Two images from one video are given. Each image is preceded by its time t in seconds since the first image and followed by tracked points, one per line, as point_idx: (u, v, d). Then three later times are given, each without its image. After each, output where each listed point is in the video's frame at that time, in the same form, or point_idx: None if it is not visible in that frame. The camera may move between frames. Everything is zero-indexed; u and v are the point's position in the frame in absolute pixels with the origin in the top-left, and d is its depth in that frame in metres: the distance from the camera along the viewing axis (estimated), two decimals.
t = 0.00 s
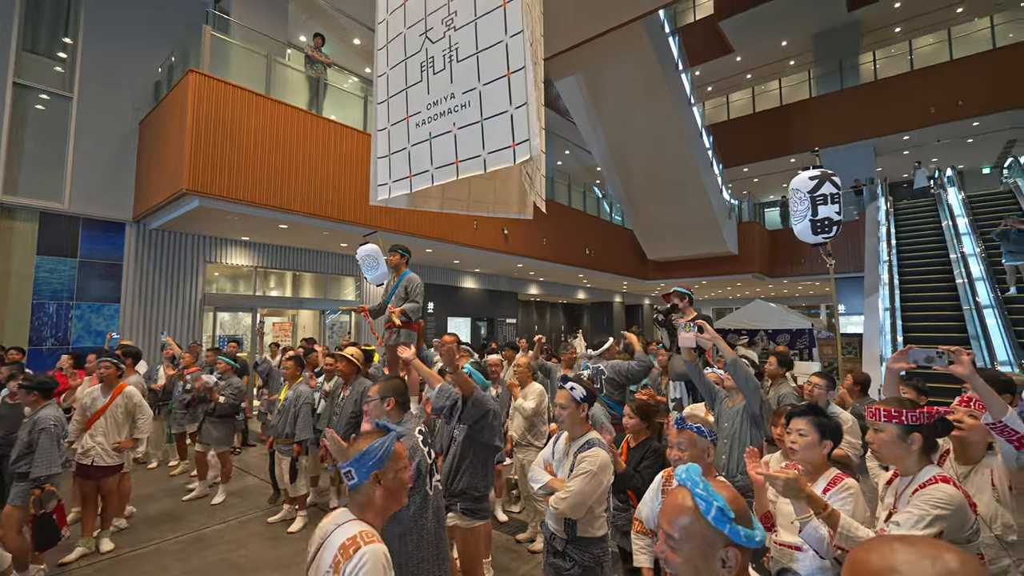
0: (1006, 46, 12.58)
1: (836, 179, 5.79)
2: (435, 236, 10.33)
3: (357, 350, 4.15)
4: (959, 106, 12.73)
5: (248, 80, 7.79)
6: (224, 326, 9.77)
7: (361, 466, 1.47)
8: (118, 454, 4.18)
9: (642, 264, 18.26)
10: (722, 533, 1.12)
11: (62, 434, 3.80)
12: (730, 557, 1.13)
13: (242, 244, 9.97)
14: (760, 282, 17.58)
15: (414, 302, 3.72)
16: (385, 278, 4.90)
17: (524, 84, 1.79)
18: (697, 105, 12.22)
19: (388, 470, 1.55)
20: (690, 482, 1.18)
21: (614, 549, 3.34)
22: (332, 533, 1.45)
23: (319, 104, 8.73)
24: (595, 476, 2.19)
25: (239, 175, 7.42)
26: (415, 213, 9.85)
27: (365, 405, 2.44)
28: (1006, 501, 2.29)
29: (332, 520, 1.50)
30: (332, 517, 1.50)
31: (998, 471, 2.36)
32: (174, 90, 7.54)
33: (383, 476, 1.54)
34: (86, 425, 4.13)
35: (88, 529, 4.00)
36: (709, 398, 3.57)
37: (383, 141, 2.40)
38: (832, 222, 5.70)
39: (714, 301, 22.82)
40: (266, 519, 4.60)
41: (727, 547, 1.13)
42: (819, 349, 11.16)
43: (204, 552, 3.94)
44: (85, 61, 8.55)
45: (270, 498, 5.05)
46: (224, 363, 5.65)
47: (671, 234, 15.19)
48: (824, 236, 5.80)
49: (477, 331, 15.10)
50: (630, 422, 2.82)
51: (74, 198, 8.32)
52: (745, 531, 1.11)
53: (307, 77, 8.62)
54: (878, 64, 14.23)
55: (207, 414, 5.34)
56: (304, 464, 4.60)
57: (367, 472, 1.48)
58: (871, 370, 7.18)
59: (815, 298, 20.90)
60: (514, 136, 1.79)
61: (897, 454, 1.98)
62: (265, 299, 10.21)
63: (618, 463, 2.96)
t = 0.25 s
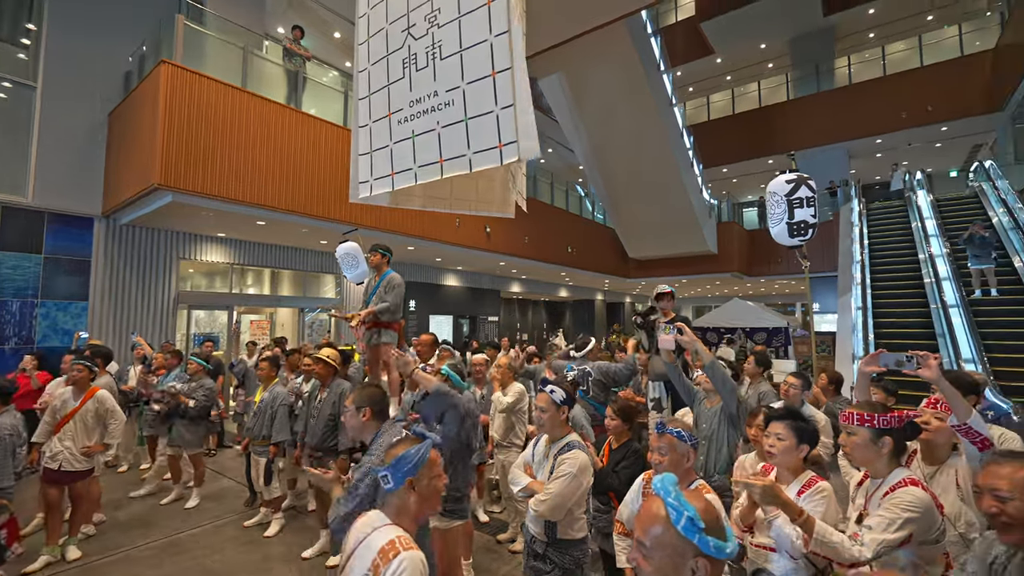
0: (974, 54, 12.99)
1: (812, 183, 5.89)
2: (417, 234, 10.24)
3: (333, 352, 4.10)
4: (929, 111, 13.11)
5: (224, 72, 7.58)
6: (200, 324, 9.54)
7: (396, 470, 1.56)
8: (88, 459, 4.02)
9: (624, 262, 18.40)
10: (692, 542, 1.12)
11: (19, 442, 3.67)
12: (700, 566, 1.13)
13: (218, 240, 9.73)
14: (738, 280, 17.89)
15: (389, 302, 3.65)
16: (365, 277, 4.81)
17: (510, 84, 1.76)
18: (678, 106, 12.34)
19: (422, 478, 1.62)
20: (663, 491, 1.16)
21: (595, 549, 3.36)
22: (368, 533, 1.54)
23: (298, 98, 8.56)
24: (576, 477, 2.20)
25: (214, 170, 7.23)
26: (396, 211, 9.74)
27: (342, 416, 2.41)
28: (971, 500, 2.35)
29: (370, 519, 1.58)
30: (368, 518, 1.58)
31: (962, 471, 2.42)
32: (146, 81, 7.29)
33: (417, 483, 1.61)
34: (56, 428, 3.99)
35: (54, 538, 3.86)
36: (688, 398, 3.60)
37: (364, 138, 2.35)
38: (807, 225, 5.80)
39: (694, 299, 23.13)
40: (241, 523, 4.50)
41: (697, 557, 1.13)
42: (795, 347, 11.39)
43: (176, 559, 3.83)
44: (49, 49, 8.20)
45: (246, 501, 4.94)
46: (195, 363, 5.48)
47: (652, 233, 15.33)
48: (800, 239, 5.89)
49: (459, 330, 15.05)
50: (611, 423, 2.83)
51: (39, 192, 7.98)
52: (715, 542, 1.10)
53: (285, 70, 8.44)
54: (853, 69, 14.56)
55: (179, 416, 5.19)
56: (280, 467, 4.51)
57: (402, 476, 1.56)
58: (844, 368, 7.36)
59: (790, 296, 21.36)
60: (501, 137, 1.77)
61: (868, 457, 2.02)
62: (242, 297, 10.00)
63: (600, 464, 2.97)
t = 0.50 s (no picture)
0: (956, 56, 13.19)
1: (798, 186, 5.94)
2: (406, 233, 10.18)
3: (318, 353, 4.04)
4: (913, 112, 13.31)
5: (208, 68, 7.45)
6: (185, 323, 9.45)
7: (438, 478, 1.56)
8: (70, 462, 3.95)
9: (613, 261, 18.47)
10: (674, 560, 1.11)
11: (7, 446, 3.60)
12: None
13: (202, 238, 9.60)
14: (726, 279, 18.03)
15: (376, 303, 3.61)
16: (353, 277, 4.76)
17: (502, 85, 1.74)
18: (667, 105, 12.39)
19: (462, 487, 1.63)
20: (649, 505, 1.18)
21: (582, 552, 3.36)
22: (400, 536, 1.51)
23: (285, 95, 8.44)
24: (562, 482, 2.20)
25: (198, 166, 7.11)
26: (385, 210, 9.68)
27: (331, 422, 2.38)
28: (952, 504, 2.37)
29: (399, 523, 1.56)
30: (404, 526, 1.54)
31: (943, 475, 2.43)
32: (127, 77, 7.15)
33: (456, 491, 1.60)
34: (34, 432, 3.90)
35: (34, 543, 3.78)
36: (676, 401, 3.63)
37: (352, 137, 2.31)
38: (793, 227, 5.85)
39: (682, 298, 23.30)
40: (225, 527, 4.44)
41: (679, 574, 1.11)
42: (781, 346, 11.52)
43: (158, 565, 3.76)
44: (26, 42, 7.98)
45: (231, 505, 4.87)
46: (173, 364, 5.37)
47: (642, 232, 15.39)
48: (787, 241, 5.95)
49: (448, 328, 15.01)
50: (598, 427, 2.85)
51: (17, 189, 7.78)
52: (696, 561, 1.09)
53: (271, 67, 8.32)
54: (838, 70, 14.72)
55: (163, 417, 5.10)
56: (265, 470, 4.45)
57: (443, 484, 1.56)
58: (829, 367, 7.46)
59: (777, 295, 21.58)
60: (494, 139, 1.75)
61: (854, 465, 2.03)
62: (228, 296, 9.88)
63: (589, 468, 2.97)
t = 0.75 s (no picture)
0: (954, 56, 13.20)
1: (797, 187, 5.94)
2: (405, 233, 10.18)
3: (316, 355, 4.02)
4: (911, 112, 13.32)
5: (206, 67, 7.42)
6: (183, 323, 9.43)
7: (468, 473, 1.58)
8: (67, 463, 3.94)
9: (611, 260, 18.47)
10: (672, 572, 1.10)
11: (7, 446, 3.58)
12: None
13: (200, 238, 9.58)
14: (724, 278, 18.07)
15: (375, 305, 3.61)
16: (351, 277, 4.75)
17: (504, 87, 1.73)
18: (666, 105, 12.39)
19: (491, 482, 1.62)
20: (647, 516, 1.18)
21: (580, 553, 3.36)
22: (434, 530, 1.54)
23: (282, 94, 8.43)
24: (557, 483, 2.22)
25: (195, 165, 7.09)
26: (384, 210, 9.67)
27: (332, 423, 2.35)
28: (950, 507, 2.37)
29: (431, 517, 1.59)
30: (436, 522, 1.57)
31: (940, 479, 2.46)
32: (124, 76, 7.11)
33: (486, 488, 1.60)
34: (30, 435, 3.88)
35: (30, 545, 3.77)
36: (674, 403, 3.66)
37: (352, 137, 2.29)
38: (792, 228, 5.85)
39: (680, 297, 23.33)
40: (223, 528, 4.43)
41: None
42: (779, 346, 11.54)
43: (155, 567, 3.75)
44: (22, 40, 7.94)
45: (229, 506, 4.86)
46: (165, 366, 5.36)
47: (641, 232, 15.38)
48: (785, 242, 5.96)
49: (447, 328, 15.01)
50: (595, 430, 2.86)
51: (13, 188, 7.74)
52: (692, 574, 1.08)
53: (269, 66, 8.30)
54: (837, 70, 14.73)
55: (160, 418, 5.07)
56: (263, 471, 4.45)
57: (474, 480, 1.58)
58: (828, 367, 7.47)
59: (776, 294, 21.61)
60: (495, 141, 1.75)
61: (861, 471, 2.04)
62: (227, 296, 9.87)
63: (583, 469, 2.98)
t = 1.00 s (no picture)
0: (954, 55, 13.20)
1: (797, 185, 5.93)
2: (405, 232, 10.18)
3: (315, 354, 4.01)
4: (911, 111, 13.31)
5: (205, 66, 7.41)
6: (182, 322, 9.41)
7: (477, 457, 1.67)
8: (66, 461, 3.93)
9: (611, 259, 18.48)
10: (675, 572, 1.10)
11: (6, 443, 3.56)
12: None
13: (200, 236, 9.56)
14: (723, 278, 18.07)
15: (375, 304, 3.60)
16: (351, 275, 4.75)
17: (507, 88, 1.72)
18: (666, 104, 12.38)
19: (501, 465, 1.70)
20: (651, 516, 1.17)
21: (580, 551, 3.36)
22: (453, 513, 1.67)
23: (282, 93, 8.41)
24: (553, 479, 2.22)
25: (194, 164, 7.07)
26: (384, 209, 9.66)
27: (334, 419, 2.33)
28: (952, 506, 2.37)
29: (451, 502, 1.72)
30: (457, 504, 1.70)
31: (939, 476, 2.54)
32: (123, 74, 7.10)
33: (497, 468, 1.69)
34: (26, 434, 3.86)
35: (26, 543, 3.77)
36: (675, 402, 3.67)
37: (353, 136, 2.28)
38: (792, 227, 5.85)
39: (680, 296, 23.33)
40: (223, 527, 4.43)
41: None
42: (778, 345, 11.54)
43: (155, 566, 3.74)
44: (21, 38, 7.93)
45: (228, 505, 4.86)
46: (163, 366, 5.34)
47: (641, 232, 15.38)
48: (785, 241, 5.96)
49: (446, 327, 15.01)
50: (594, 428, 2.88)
51: (11, 186, 7.72)
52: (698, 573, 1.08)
53: (269, 64, 8.28)
54: (837, 68, 14.73)
55: (161, 417, 5.06)
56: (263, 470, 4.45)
57: (483, 463, 1.67)
58: (827, 366, 7.47)
59: (775, 293, 21.62)
60: (498, 141, 1.74)
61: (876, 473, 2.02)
62: (227, 295, 9.86)
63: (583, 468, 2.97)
